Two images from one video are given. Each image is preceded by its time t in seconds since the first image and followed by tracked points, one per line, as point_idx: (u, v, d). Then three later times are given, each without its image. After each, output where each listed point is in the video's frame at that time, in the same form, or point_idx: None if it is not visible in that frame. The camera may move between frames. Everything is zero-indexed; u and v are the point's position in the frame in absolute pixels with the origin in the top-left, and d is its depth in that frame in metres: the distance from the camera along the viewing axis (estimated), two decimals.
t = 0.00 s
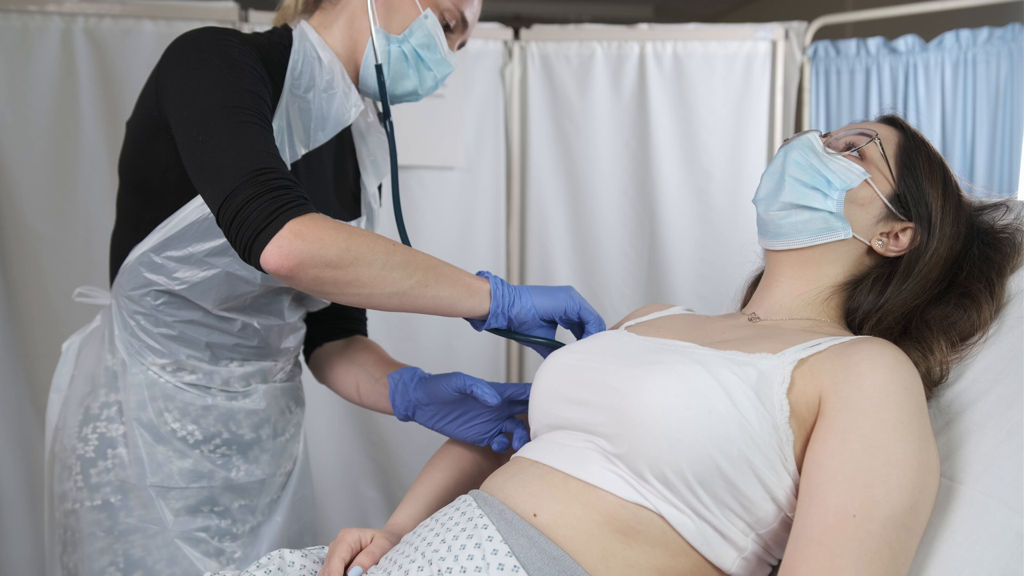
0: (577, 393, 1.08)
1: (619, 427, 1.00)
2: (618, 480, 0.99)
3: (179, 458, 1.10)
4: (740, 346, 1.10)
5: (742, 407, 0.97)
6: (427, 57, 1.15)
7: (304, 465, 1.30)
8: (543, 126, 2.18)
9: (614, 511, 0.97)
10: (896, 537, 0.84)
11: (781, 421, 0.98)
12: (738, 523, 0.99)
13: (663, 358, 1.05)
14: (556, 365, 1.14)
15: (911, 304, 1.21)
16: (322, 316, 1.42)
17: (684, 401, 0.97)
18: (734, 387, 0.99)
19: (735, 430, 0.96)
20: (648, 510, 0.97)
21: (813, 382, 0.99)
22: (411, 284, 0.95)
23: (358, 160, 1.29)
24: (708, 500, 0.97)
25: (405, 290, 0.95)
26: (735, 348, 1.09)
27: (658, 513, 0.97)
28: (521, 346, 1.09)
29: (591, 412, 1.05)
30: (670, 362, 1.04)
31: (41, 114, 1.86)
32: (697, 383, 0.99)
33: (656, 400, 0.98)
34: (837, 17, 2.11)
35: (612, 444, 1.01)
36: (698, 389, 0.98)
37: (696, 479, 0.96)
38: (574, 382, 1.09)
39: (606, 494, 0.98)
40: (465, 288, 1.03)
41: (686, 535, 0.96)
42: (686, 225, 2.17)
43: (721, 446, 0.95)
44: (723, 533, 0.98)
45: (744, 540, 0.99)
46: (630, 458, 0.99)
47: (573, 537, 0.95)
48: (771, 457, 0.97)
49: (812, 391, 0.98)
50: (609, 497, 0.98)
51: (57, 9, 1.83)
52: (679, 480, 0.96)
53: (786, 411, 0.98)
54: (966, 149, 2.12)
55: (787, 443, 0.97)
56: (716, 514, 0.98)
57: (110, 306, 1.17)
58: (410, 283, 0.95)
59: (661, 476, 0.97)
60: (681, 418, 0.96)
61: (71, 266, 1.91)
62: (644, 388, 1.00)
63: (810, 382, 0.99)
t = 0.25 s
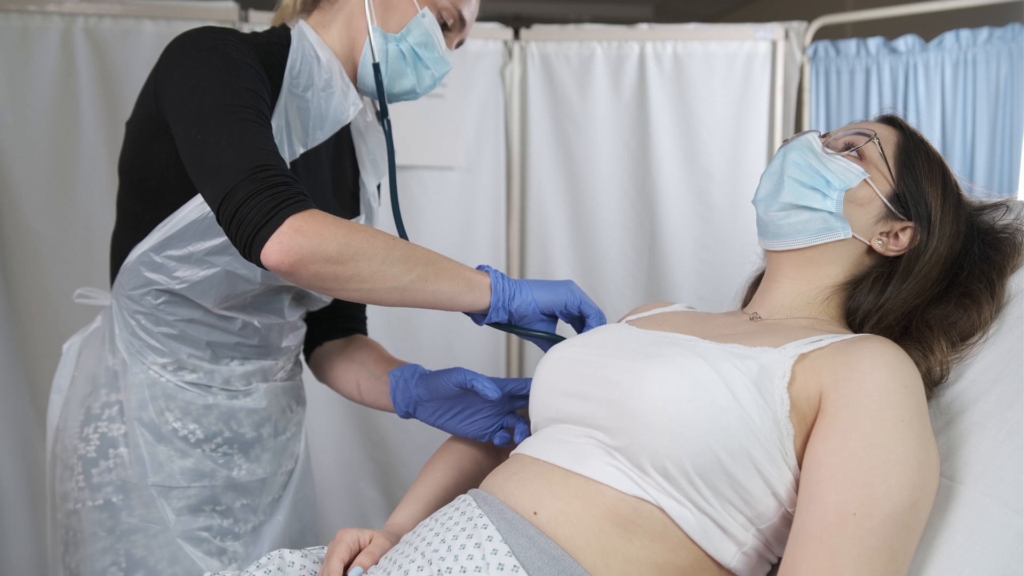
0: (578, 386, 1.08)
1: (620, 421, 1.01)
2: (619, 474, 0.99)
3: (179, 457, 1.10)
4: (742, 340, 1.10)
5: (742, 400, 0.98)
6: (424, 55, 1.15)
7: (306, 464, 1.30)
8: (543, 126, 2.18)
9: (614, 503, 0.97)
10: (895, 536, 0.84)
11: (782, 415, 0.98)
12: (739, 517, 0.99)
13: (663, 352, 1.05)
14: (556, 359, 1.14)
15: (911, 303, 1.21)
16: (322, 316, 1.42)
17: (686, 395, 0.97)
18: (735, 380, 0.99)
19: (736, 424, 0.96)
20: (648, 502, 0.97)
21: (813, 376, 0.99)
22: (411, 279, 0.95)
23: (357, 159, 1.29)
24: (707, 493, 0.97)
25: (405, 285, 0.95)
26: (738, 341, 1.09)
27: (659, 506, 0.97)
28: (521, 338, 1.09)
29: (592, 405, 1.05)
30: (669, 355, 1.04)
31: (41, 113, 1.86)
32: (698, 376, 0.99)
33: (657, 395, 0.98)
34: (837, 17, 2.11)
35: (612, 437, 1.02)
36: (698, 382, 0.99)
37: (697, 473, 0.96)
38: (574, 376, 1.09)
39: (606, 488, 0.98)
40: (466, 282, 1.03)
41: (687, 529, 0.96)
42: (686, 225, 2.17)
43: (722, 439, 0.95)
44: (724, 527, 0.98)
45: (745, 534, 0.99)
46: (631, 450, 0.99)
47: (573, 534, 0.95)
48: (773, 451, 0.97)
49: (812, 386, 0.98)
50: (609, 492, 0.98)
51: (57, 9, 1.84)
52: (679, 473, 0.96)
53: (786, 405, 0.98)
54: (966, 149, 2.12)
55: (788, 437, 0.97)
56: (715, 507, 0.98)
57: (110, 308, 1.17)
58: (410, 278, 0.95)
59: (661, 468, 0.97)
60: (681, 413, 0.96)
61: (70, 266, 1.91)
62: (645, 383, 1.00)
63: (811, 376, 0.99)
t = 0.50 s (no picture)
0: (579, 381, 1.08)
1: (620, 415, 1.01)
2: (619, 468, 0.99)
3: (179, 456, 1.10)
4: (743, 335, 1.10)
5: (743, 394, 0.98)
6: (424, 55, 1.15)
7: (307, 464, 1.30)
8: (543, 126, 2.18)
9: (614, 498, 0.97)
10: (896, 535, 0.84)
11: (784, 410, 0.98)
12: (739, 512, 0.99)
13: (663, 347, 1.05)
14: (557, 355, 1.14)
15: (911, 303, 1.21)
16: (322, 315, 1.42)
17: (686, 390, 0.97)
18: (735, 373, 0.99)
19: (737, 418, 0.96)
20: (649, 497, 0.97)
21: (815, 373, 0.99)
22: (411, 276, 0.95)
23: (357, 159, 1.29)
24: (708, 487, 0.97)
25: (405, 282, 0.95)
26: (740, 336, 1.09)
27: (660, 501, 0.97)
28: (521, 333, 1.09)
29: (592, 399, 1.05)
30: (670, 350, 1.04)
31: (41, 113, 1.86)
32: (699, 371, 0.99)
33: (657, 390, 0.98)
34: (837, 17, 2.11)
35: (612, 432, 1.02)
36: (698, 375, 0.98)
37: (698, 468, 0.96)
38: (575, 373, 1.09)
39: (606, 483, 0.98)
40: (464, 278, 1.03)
41: (688, 523, 0.96)
42: (686, 224, 2.17)
43: (723, 434, 0.95)
44: (725, 523, 0.98)
45: (746, 530, 0.99)
46: (631, 445, 0.99)
47: (573, 530, 0.95)
48: (774, 447, 0.97)
49: (814, 382, 0.98)
50: (610, 487, 0.98)
51: (57, 9, 1.84)
52: (680, 468, 0.96)
53: (788, 399, 0.98)
54: (966, 149, 2.12)
55: (788, 432, 0.97)
56: (716, 502, 0.97)
57: (110, 308, 1.17)
58: (410, 275, 0.95)
59: (662, 462, 0.97)
60: (682, 407, 0.96)
61: (70, 266, 1.91)
62: (646, 379, 1.00)
63: (812, 373, 0.99)
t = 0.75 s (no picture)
0: (579, 380, 1.08)
1: (619, 415, 1.00)
2: (619, 468, 0.99)
3: (179, 456, 1.10)
4: (742, 334, 1.10)
5: (743, 393, 0.98)
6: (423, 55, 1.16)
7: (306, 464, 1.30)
8: (543, 126, 2.18)
9: (614, 498, 0.97)
10: (896, 535, 0.84)
11: (784, 409, 0.98)
12: (738, 511, 0.99)
13: (663, 347, 1.05)
14: (556, 355, 1.14)
15: (911, 303, 1.21)
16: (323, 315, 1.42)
17: (687, 389, 0.97)
18: (735, 372, 0.99)
19: (737, 417, 0.96)
20: (648, 497, 0.97)
21: (815, 372, 0.99)
22: (410, 276, 0.95)
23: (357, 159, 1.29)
24: (707, 487, 0.97)
25: (404, 282, 0.95)
26: (740, 336, 1.09)
27: (659, 501, 0.97)
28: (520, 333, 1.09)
29: (592, 399, 1.05)
30: (670, 349, 1.04)
31: (41, 113, 1.86)
32: (699, 371, 0.99)
33: (658, 390, 0.98)
34: (837, 17, 2.11)
35: (612, 431, 1.01)
36: (699, 374, 0.98)
37: (698, 467, 0.96)
38: (576, 372, 1.09)
39: (606, 483, 0.98)
40: (464, 277, 1.03)
41: (687, 523, 0.96)
42: (686, 224, 2.17)
43: (724, 434, 0.95)
44: (725, 523, 0.98)
45: (746, 530, 0.99)
46: (631, 444, 0.99)
47: (573, 530, 0.95)
48: (774, 446, 0.97)
49: (813, 382, 0.98)
50: (609, 487, 0.98)
51: (57, 9, 1.84)
52: (680, 468, 0.96)
53: (788, 399, 0.98)
54: (966, 149, 2.12)
55: (788, 432, 0.98)
56: (716, 502, 0.97)
57: (110, 307, 1.17)
58: (409, 274, 0.95)
59: (661, 462, 0.97)
60: (682, 406, 0.96)
61: (70, 266, 1.91)
62: (647, 378, 1.00)
63: (812, 373, 0.99)
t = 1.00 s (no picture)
0: (577, 386, 1.08)
1: (616, 423, 1.01)
2: (616, 474, 0.99)
3: (178, 455, 1.10)
4: (739, 342, 1.10)
5: (739, 403, 0.98)
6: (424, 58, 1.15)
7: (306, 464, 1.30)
8: (543, 126, 2.18)
9: (612, 505, 0.97)
10: (895, 539, 0.84)
11: (780, 418, 0.98)
12: (736, 519, 0.98)
13: (660, 354, 1.05)
14: (554, 361, 1.14)
15: (910, 302, 1.21)
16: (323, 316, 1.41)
17: (684, 398, 0.97)
18: (732, 382, 0.99)
19: (733, 428, 0.96)
20: (645, 506, 0.97)
21: (811, 379, 0.99)
22: (408, 281, 0.95)
23: (357, 160, 1.29)
24: (704, 495, 0.97)
25: (402, 286, 0.95)
26: (734, 346, 1.08)
27: (656, 509, 0.97)
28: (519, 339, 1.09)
29: (589, 406, 1.05)
30: (668, 356, 1.04)
31: (41, 113, 1.86)
32: (697, 380, 0.99)
33: (656, 398, 0.98)
34: (837, 17, 2.11)
35: (610, 439, 1.01)
36: (697, 383, 0.98)
37: (694, 476, 0.96)
38: (575, 376, 1.09)
39: (603, 489, 0.98)
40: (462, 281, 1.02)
41: (684, 532, 0.96)
42: (686, 224, 2.17)
43: (721, 443, 0.95)
44: (723, 530, 0.98)
45: (744, 536, 0.99)
46: (628, 452, 0.99)
47: (573, 535, 0.95)
48: (770, 455, 0.97)
49: (811, 388, 0.98)
50: (607, 493, 0.98)
51: (57, 9, 1.84)
52: (676, 476, 0.96)
53: (784, 408, 0.98)
54: (966, 149, 2.12)
55: (785, 440, 0.98)
56: (713, 510, 0.97)
57: (110, 306, 1.17)
58: (407, 279, 0.95)
59: (658, 471, 0.97)
60: (680, 414, 0.96)
61: (70, 266, 1.91)
62: (644, 384, 1.00)
63: (808, 380, 0.99)
